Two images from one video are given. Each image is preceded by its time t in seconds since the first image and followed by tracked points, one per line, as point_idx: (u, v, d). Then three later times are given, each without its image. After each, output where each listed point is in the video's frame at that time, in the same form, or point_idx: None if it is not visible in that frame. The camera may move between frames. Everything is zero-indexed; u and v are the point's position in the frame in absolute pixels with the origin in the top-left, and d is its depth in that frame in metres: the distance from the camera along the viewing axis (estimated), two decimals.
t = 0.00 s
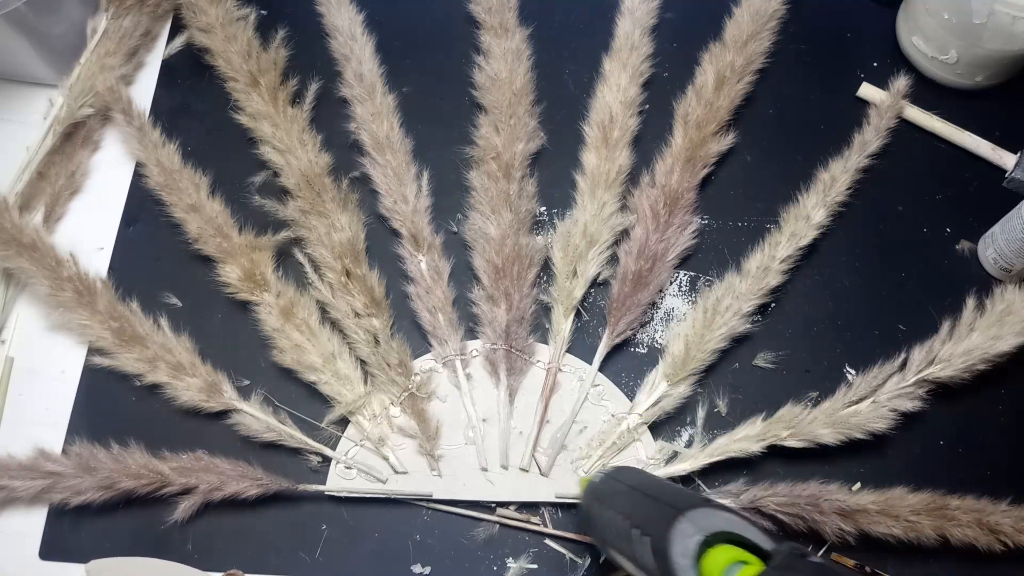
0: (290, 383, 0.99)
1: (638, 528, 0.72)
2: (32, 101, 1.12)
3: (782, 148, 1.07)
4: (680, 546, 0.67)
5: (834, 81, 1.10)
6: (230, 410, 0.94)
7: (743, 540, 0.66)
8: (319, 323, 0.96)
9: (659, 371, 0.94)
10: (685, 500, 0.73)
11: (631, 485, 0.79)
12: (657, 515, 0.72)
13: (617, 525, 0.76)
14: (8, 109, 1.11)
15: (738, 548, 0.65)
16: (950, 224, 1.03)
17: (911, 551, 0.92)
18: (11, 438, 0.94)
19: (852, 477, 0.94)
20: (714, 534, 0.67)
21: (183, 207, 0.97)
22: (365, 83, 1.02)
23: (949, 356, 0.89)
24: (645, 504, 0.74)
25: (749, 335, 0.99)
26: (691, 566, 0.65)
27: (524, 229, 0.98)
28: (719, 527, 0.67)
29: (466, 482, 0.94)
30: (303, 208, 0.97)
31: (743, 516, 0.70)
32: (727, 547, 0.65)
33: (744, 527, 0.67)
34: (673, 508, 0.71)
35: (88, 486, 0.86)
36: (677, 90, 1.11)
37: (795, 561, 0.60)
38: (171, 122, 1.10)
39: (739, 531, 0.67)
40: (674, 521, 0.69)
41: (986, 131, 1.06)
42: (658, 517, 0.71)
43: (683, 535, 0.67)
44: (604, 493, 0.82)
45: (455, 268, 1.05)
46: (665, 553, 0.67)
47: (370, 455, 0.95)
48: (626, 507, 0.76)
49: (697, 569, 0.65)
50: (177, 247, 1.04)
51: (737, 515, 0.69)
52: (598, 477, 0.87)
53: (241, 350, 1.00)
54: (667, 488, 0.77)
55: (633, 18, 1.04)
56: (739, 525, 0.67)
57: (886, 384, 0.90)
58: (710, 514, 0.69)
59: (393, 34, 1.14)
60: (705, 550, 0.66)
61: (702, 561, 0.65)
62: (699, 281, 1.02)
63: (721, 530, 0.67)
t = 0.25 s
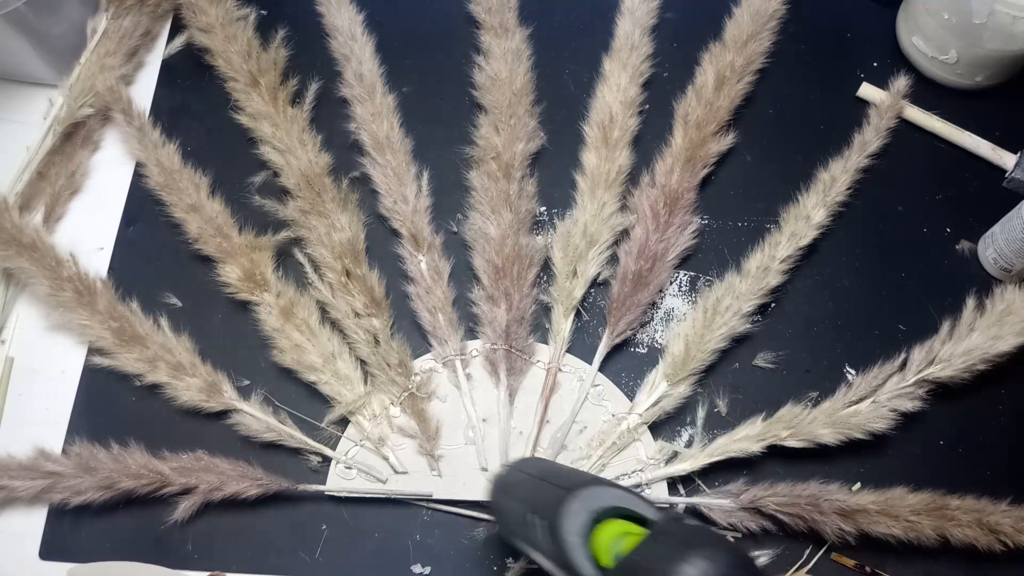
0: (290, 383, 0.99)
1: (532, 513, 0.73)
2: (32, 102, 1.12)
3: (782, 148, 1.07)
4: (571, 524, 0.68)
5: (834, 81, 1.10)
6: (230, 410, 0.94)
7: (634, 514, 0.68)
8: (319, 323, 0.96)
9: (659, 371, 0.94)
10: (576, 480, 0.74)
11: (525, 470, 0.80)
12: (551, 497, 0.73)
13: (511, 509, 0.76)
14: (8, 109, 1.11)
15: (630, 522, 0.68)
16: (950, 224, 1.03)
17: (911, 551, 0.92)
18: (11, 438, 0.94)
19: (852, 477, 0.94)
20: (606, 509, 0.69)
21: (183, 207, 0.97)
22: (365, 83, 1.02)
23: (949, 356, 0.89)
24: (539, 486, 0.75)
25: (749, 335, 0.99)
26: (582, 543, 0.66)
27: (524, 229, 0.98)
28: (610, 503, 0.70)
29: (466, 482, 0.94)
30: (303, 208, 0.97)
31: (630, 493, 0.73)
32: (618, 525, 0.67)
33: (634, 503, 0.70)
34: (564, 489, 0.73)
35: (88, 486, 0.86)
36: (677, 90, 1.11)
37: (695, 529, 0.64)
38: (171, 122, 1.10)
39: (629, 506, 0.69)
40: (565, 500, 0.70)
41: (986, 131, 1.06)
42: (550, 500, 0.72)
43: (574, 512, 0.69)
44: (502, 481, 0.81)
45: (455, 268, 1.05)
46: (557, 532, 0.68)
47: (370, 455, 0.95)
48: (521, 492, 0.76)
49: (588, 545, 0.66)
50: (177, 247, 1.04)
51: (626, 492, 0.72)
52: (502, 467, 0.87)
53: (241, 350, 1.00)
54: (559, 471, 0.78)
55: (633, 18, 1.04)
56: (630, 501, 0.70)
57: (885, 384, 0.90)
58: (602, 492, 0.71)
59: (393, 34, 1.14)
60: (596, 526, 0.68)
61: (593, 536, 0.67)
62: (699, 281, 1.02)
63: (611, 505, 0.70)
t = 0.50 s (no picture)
0: (290, 384, 0.99)
1: (462, 494, 0.73)
2: (32, 102, 1.12)
3: (782, 148, 1.07)
4: (496, 504, 0.69)
5: (834, 81, 1.10)
6: (230, 410, 0.94)
7: (558, 492, 0.69)
8: (319, 323, 0.96)
9: (659, 371, 0.94)
10: (504, 459, 0.74)
11: (459, 451, 0.80)
12: (480, 477, 0.73)
13: (446, 491, 0.77)
14: (8, 109, 1.11)
15: (556, 501, 0.68)
16: (950, 224, 1.03)
17: (912, 551, 0.92)
18: (11, 438, 0.94)
19: (852, 477, 0.94)
20: (530, 488, 0.69)
21: (182, 207, 0.97)
22: (365, 83, 1.02)
23: (949, 356, 0.89)
24: (470, 467, 0.75)
25: (749, 335, 0.99)
26: (505, 523, 0.67)
27: (524, 229, 0.98)
28: (536, 482, 0.70)
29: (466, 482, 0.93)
30: (303, 208, 0.97)
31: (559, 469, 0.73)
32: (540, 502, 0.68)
33: (557, 479, 0.70)
34: (492, 468, 0.73)
35: (88, 486, 0.86)
36: (677, 90, 1.11)
37: (622, 502, 0.61)
38: (171, 122, 1.10)
39: (553, 483, 0.70)
40: (492, 481, 0.71)
41: (986, 131, 1.06)
42: (477, 480, 0.72)
43: (500, 493, 0.69)
44: (438, 461, 0.81)
45: (455, 268, 1.05)
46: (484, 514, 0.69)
47: (370, 455, 0.95)
48: (454, 474, 0.77)
49: (512, 525, 0.67)
50: (177, 247, 1.04)
51: (550, 468, 0.72)
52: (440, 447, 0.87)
53: (241, 350, 1.00)
54: (493, 450, 0.79)
55: (633, 18, 1.04)
56: (554, 478, 0.70)
57: (886, 384, 0.90)
58: (526, 470, 0.71)
59: (393, 34, 1.14)
60: (520, 505, 0.68)
61: (517, 516, 0.67)
62: (699, 281, 1.02)
63: (538, 485, 0.70)
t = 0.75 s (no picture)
0: (290, 384, 0.99)
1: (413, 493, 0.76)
2: (32, 102, 1.12)
3: (782, 148, 1.07)
4: (448, 503, 0.71)
5: (834, 81, 1.10)
6: (230, 410, 0.94)
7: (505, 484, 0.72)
8: (319, 323, 0.96)
9: (659, 371, 0.94)
10: (451, 456, 0.77)
11: (407, 450, 0.82)
12: (429, 477, 0.75)
13: (399, 491, 0.79)
14: (8, 109, 1.11)
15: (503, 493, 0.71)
16: (950, 224, 1.03)
17: (912, 551, 0.92)
18: (11, 438, 0.94)
19: (851, 477, 0.94)
20: (478, 483, 0.72)
21: (182, 207, 0.97)
22: (365, 83, 1.02)
23: (949, 356, 0.89)
24: (419, 467, 0.77)
25: (749, 335, 0.99)
26: (456, 519, 0.70)
27: (524, 229, 0.98)
28: (483, 476, 0.73)
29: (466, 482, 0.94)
30: (303, 208, 0.97)
31: (505, 461, 0.76)
32: (490, 496, 0.71)
33: (503, 471, 0.73)
34: (441, 467, 0.75)
35: (88, 486, 0.86)
36: (677, 90, 1.11)
37: (566, 492, 0.64)
38: (171, 122, 1.10)
39: (500, 476, 0.73)
40: (442, 480, 0.73)
41: (987, 131, 1.06)
42: (428, 480, 0.75)
43: (451, 491, 0.72)
44: (389, 461, 0.83)
45: (455, 268, 1.05)
46: (438, 513, 0.72)
47: (371, 455, 0.95)
48: (404, 473, 0.79)
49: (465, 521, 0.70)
50: (177, 247, 1.04)
51: (495, 460, 0.75)
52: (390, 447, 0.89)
53: (241, 350, 1.00)
54: (440, 446, 0.81)
55: (633, 18, 1.04)
56: (501, 471, 0.73)
57: (886, 384, 0.90)
58: (474, 465, 0.74)
59: (393, 34, 1.14)
60: (470, 501, 0.71)
61: (468, 512, 0.70)
62: (699, 281, 1.02)
63: (485, 479, 0.73)
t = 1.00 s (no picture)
0: (290, 384, 0.99)
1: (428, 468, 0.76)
2: (32, 102, 1.12)
3: (782, 148, 1.07)
4: (457, 475, 0.71)
5: (834, 82, 1.10)
6: (230, 410, 0.94)
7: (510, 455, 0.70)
8: (319, 323, 0.96)
9: (659, 371, 0.94)
10: (461, 431, 0.76)
11: (423, 427, 0.82)
12: (441, 452, 0.75)
13: (414, 468, 0.80)
14: (8, 109, 1.11)
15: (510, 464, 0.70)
16: (950, 224, 1.03)
17: (912, 551, 0.92)
18: (11, 438, 0.94)
19: (851, 477, 0.94)
20: (484, 455, 0.71)
21: (182, 207, 0.97)
22: (365, 83, 1.02)
23: (949, 356, 0.89)
24: (432, 443, 0.78)
25: (749, 335, 0.99)
26: (465, 491, 0.70)
27: (524, 229, 0.98)
28: (490, 449, 0.72)
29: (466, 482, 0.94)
30: (303, 208, 0.97)
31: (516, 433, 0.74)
32: (497, 467, 0.70)
33: (512, 442, 0.72)
34: (451, 442, 0.75)
35: (88, 486, 0.86)
36: (677, 90, 1.11)
37: (567, 462, 0.62)
38: (171, 122, 1.10)
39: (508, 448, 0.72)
40: (450, 453, 0.73)
41: (986, 131, 1.06)
42: (440, 453, 0.75)
43: (459, 464, 0.72)
44: (406, 439, 0.84)
45: (455, 268, 1.05)
46: (446, 486, 0.72)
47: (370, 455, 0.95)
48: (419, 450, 0.79)
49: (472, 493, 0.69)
50: (177, 247, 1.04)
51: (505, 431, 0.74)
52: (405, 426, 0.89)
53: (240, 350, 1.00)
54: (454, 424, 0.81)
55: (633, 18, 1.04)
56: (509, 442, 0.72)
57: (886, 384, 0.90)
58: (483, 438, 0.73)
59: (393, 34, 1.14)
60: (478, 473, 0.70)
61: (476, 483, 0.70)
62: (699, 281, 1.02)
63: (492, 451, 0.72)
